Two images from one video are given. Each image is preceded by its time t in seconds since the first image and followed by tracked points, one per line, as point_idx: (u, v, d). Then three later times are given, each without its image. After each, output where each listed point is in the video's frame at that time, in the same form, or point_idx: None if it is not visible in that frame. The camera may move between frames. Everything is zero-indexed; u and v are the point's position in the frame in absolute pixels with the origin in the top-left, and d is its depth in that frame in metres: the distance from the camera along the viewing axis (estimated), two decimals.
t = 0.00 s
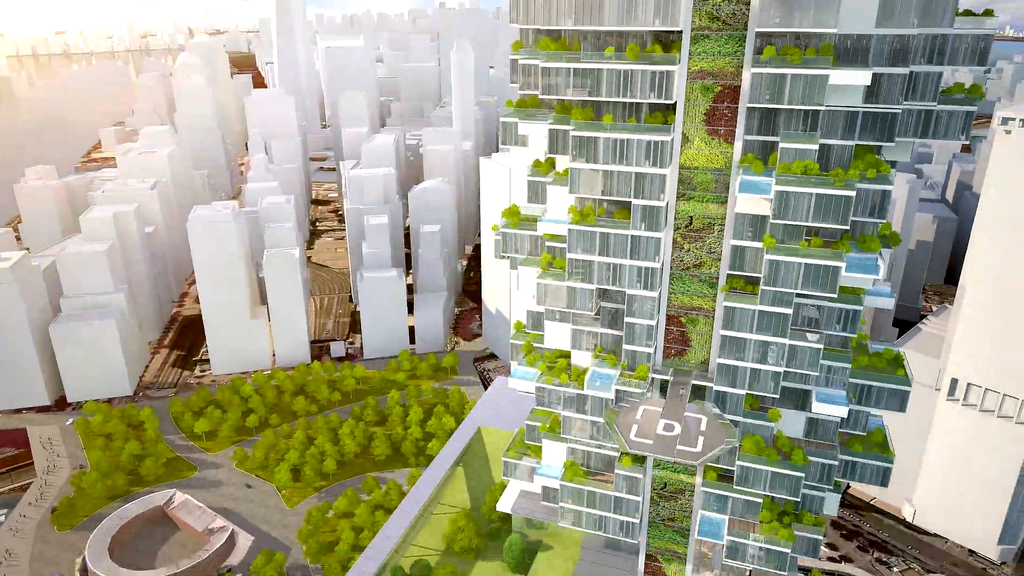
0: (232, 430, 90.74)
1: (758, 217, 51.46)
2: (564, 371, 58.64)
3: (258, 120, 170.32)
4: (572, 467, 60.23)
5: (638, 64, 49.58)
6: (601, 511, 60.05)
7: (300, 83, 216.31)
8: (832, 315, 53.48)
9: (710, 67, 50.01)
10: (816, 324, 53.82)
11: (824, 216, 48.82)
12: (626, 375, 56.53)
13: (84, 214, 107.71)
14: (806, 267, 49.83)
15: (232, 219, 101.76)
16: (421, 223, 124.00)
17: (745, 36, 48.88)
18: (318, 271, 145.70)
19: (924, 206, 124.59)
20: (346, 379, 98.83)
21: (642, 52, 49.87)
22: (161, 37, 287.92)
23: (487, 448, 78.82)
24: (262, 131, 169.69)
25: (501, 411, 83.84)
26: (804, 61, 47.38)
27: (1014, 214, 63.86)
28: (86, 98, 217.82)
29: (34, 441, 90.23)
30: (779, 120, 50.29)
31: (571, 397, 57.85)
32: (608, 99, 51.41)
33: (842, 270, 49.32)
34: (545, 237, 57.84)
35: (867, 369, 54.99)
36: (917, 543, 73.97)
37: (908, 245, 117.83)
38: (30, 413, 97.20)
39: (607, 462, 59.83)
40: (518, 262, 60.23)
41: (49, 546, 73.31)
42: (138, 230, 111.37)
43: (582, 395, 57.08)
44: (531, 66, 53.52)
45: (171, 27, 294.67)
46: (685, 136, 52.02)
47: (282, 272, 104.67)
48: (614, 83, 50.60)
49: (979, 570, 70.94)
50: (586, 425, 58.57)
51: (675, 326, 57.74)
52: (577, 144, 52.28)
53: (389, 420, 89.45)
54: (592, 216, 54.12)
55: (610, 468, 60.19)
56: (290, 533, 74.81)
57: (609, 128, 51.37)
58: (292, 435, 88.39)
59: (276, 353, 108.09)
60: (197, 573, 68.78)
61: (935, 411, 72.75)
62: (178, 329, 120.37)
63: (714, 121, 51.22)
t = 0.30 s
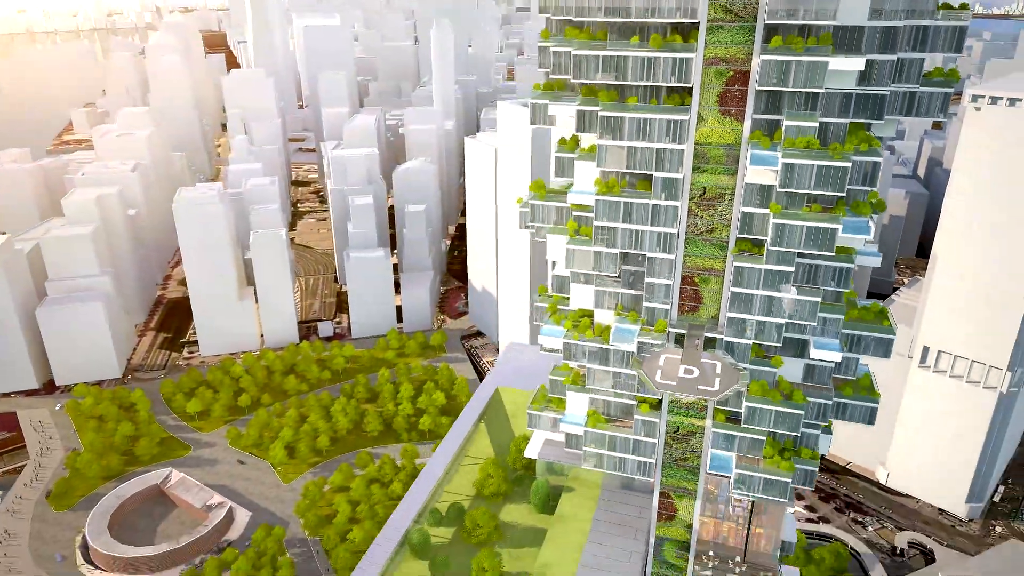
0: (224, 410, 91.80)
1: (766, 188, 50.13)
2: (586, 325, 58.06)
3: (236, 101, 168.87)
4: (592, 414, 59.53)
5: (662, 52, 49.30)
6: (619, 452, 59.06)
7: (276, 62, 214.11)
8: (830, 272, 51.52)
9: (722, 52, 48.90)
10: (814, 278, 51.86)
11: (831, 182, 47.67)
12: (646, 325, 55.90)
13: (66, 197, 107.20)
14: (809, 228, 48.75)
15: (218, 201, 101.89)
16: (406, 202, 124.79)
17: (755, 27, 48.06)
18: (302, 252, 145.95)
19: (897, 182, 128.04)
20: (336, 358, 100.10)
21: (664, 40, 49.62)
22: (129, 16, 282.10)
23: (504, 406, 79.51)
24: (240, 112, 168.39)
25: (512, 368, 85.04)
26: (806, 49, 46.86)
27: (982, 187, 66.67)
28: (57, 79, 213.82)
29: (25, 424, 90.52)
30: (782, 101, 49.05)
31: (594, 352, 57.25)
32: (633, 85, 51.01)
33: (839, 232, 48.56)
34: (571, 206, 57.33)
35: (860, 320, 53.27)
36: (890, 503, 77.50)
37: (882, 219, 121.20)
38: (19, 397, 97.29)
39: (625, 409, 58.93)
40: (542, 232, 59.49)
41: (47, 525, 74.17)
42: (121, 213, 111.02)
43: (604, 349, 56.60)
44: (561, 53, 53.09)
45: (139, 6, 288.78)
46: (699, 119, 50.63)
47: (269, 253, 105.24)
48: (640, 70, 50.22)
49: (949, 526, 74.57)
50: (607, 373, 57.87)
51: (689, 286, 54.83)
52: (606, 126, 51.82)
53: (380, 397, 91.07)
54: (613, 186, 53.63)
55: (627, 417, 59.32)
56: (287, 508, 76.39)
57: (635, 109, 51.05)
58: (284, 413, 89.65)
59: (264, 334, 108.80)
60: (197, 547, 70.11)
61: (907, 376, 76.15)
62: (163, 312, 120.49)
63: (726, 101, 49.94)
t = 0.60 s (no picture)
0: (215, 395, 92.71)
1: (766, 160, 50.46)
2: (605, 283, 58.57)
3: (211, 88, 167.55)
4: (609, 365, 59.57)
5: (677, 39, 49.80)
6: (634, 400, 58.59)
7: (250, 47, 211.96)
8: (822, 233, 52.24)
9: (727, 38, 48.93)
10: (808, 238, 52.41)
11: (826, 155, 48.64)
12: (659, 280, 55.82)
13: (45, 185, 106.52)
14: (805, 194, 49.47)
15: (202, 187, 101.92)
16: (389, 187, 125.56)
17: (758, 16, 48.03)
18: (283, 239, 146.11)
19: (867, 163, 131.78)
20: (323, 341, 101.23)
21: (679, 28, 50.21)
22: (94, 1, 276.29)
23: (520, 368, 76.20)
24: (217, 98, 167.21)
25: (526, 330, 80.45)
26: (806, 37, 47.49)
27: (950, 164, 69.81)
28: (24, 66, 209.52)
29: (14, 413, 90.66)
30: (782, 83, 49.61)
31: (615, 310, 57.64)
32: (650, 68, 51.53)
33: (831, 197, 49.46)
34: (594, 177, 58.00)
35: (846, 275, 53.89)
36: (863, 469, 81.28)
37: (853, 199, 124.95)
38: (5, 386, 97.21)
39: (640, 359, 58.80)
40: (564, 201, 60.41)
41: (43, 510, 74.91)
42: (102, 201, 110.58)
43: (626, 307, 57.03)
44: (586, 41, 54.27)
45: None
46: (708, 99, 50.49)
47: (254, 239, 105.81)
48: (658, 54, 50.74)
49: (919, 489, 78.46)
50: (622, 323, 57.96)
51: (696, 250, 53.85)
52: (624, 105, 52.52)
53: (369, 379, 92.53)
54: (632, 158, 54.24)
55: (643, 367, 59.25)
56: (283, 488, 77.80)
57: (652, 89, 51.55)
58: (275, 397, 90.84)
59: (250, 319, 109.48)
60: (198, 527, 71.62)
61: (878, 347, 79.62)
62: (146, 299, 120.48)
63: (731, 81, 49.81)
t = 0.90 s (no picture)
0: (204, 383, 93.46)
1: (761, 133, 49.56)
2: (615, 245, 56.35)
3: (185, 79, 166.27)
4: (619, 323, 56.20)
5: (685, 28, 48.85)
6: (644, 353, 55.76)
7: (221, 38, 210.01)
8: (811, 199, 50.76)
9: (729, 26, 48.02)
10: (798, 204, 50.87)
11: (819, 130, 47.94)
12: (671, 240, 53.76)
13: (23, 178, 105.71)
14: (797, 163, 48.71)
15: (185, 178, 102.14)
16: (370, 176, 126.52)
17: (755, 8, 47.32)
18: (263, 230, 146.33)
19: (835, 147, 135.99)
20: (309, 330, 102.38)
21: (687, 17, 49.18)
22: None
23: (533, 334, 73.96)
24: (191, 90, 165.98)
25: (538, 298, 79.05)
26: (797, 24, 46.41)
27: (916, 147, 73.35)
28: None
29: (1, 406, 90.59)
30: (774, 65, 48.48)
31: (629, 271, 54.39)
32: (661, 53, 50.41)
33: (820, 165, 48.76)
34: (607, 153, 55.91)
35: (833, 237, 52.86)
36: (836, 440, 85.11)
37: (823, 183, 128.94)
38: None
39: (649, 316, 55.36)
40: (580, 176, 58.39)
41: (38, 500, 75.48)
42: (81, 193, 110.07)
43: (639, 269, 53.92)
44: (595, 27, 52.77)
45: None
46: (710, 81, 49.53)
47: (237, 229, 106.61)
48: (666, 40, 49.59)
49: (888, 457, 82.55)
50: (631, 276, 54.47)
51: (699, 217, 52.81)
52: (634, 88, 51.17)
53: (358, 364, 94.05)
54: (644, 135, 52.42)
55: (652, 325, 55.68)
56: (277, 471, 79.22)
57: (662, 72, 50.27)
58: (265, 385, 91.92)
59: (234, 310, 110.05)
60: (194, 512, 72.93)
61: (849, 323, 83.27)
62: (128, 292, 120.29)
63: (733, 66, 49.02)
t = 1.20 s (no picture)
0: (192, 375, 94.19)
1: (753, 111, 50.77)
2: (622, 215, 59.49)
3: (157, 72, 164.82)
4: (625, 286, 59.37)
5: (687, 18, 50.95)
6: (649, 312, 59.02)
7: (190, 31, 207.80)
8: (797, 170, 51.76)
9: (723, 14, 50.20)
10: (785, 173, 51.88)
11: (806, 108, 49.19)
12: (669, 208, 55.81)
13: None
14: (786, 137, 49.61)
15: (166, 170, 102.30)
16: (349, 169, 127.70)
17: None
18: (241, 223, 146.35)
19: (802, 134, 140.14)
20: (295, 320, 103.43)
21: (688, 8, 51.34)
22: None
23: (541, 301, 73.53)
24: (163, 83, 164.61)
25: (542, 270, 78.28)
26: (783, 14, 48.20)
27: (880, 130, 77.06)
28: None
29: None
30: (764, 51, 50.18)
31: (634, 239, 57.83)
32: (666, 40, 52.11)
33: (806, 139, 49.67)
34: (615, 132, 58.89)
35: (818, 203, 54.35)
36: (810, 413, 89.08)
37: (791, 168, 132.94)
38: None
39: (653, 279, 58.63)
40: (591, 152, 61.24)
41: (31, 492, 75.90)
42: (59, 188, 109.48)
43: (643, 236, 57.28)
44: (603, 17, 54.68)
45: None
46: (709, 65, 51.49)
47: (220, 221, 106.98)
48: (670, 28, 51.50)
49: (860, 428, 86.65)
50: (636, 241, 58.01)
51: (699, 187, 55.02)
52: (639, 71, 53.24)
53: (345, 353, 95.56)
54: (650, 115, 54.46)
55: (655, 287, 58.98)
56: (270, 458, 80.49)
57: (667, 56, 52.42)
58: (253, 375, 92.96)
59: (218, 302, 110.52)
60: (189, 499, 73.99)
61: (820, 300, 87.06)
62: (108, 287, 119.90)
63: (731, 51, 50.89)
